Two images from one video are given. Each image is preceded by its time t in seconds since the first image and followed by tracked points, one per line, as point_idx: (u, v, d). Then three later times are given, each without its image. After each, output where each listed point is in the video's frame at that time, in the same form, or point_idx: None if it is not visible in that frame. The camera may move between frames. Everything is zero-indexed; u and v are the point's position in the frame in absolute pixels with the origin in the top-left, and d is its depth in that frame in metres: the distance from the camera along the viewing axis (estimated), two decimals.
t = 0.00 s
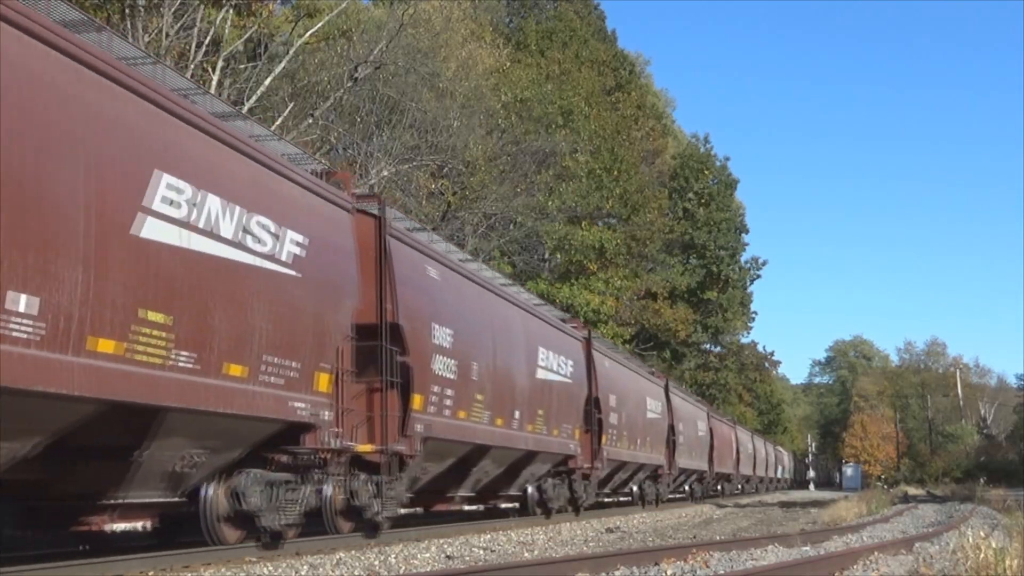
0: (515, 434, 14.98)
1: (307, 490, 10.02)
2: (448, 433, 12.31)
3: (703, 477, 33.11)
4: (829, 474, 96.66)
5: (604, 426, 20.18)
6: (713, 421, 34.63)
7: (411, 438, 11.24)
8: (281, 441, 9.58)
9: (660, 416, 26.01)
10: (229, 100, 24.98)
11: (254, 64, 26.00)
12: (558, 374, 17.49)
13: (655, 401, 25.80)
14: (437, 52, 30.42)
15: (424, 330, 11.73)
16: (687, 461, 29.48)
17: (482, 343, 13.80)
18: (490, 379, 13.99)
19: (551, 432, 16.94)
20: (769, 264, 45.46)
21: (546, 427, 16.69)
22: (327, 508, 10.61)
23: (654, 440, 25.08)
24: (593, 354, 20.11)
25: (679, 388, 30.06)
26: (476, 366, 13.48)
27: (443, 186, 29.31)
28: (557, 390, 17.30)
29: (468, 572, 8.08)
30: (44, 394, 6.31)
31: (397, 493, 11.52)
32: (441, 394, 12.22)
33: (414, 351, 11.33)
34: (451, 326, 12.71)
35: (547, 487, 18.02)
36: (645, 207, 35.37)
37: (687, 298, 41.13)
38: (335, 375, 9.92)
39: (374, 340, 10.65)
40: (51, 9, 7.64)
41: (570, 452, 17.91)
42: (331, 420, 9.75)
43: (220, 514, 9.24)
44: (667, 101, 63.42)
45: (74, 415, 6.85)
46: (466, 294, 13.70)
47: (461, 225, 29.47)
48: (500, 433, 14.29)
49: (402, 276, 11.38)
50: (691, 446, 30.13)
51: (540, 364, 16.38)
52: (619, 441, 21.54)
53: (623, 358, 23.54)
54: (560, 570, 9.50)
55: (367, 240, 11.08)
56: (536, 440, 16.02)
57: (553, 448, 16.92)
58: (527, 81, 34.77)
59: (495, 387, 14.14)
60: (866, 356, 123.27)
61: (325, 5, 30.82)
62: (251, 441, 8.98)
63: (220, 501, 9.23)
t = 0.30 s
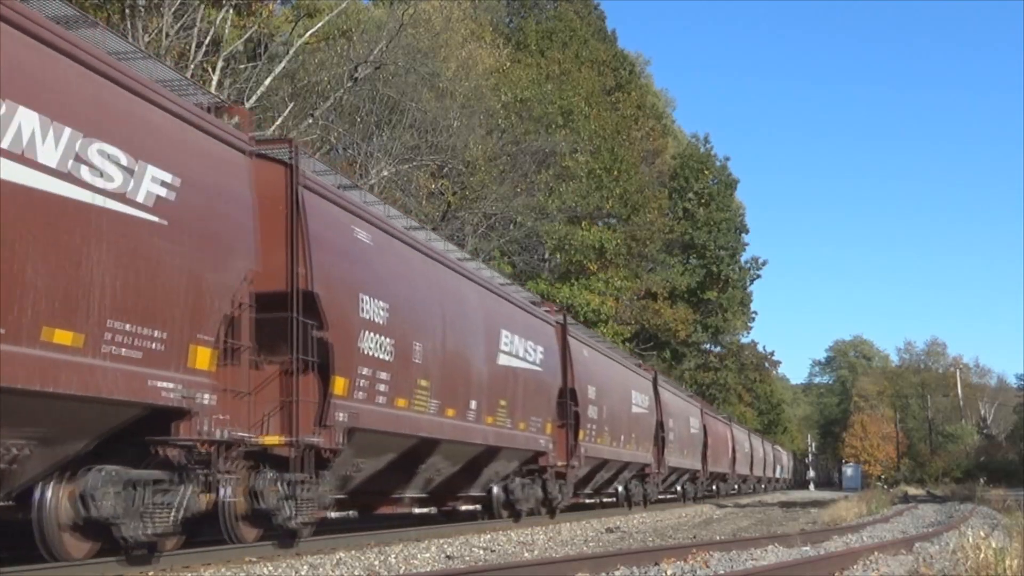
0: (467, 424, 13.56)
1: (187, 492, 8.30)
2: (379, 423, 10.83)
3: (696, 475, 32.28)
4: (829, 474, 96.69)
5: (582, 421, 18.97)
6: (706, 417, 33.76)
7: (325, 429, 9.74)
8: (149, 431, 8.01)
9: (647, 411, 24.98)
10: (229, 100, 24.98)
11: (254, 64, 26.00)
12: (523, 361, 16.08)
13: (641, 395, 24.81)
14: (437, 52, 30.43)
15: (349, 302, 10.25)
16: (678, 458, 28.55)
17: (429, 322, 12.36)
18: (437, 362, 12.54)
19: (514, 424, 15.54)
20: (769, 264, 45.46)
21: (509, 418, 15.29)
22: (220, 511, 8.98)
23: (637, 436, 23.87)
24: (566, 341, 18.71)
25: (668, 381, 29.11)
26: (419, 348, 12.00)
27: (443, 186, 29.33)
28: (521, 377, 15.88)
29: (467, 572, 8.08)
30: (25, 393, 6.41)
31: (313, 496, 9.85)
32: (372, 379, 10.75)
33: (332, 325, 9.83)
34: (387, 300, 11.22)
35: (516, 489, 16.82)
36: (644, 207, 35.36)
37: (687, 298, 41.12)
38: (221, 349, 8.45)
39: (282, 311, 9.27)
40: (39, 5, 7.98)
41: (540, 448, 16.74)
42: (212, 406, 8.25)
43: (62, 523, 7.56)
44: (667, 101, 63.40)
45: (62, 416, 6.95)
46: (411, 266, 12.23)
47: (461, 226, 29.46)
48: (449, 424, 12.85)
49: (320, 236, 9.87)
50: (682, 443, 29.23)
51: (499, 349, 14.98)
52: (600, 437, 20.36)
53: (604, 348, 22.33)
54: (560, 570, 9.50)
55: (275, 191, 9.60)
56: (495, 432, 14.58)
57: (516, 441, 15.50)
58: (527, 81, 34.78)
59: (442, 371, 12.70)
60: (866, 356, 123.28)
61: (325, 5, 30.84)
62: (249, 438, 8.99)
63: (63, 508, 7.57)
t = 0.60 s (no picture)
0: (408, 413, 11.84)
1: None
2: (283, 409, 9.15)
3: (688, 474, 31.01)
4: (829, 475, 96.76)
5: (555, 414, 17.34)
6: (699, 414, 32.53)
7: (208, 417, 8.06)
8: None
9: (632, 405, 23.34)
10: (230, 100, 24.97)
11: (254, 63, 26.00)
12: (481, 344, 14.35)
13: (627, 388, 23.19)
14: (437, 51, 30.42)
15: (242, 261, 8.60)
16: (668, 456, 27.00)
17: (359, 293, 10.67)
18: (367, 340, 10.84)
19: (469, 414, 13.82)
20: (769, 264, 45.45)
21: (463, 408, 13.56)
22: (64, 516, 7.15)
23: (620, 431, 22.11)
24: (535, 325, 16.98)
25: (656, 373, 27.51)
26: (343, 323, 10.30)
27: (443, 186, 29.33)
28: (478, 361, 14.14)
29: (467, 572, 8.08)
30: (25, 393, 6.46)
31: (195, 499, 8.06)
32: (274, 357, 9.08)
33: (217, 286, 8.20)
34: (297, 263, 9.54)
35: (476, 490, 15.11)
36: (644, 207, 35.35)
37: (687, 298, 41.11)
38: (38, 314, 6.82)
39: (149, 270, 7.72)
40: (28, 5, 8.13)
41: (502, 443, 15.10)
42: (20, 383, 6.62)
43: None
44: (668, 101, 63.39)
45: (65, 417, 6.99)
46: (334, 227, 10.50)
47: (461, 226, 29.45)
48: (383, 413, 11.17)
49: (197, 177, 8.24)
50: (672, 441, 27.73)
51: (450, 329, 13.25)
52: (576, 433, 18.68)
53: (584, 336, 20.62)
54: (560, 570, 9.51)
55: (145, 120, 7.98)
56: (444, 423, 12.86)
57: (471, 433, 13.77)
58: (527, 81, 34.78)
59: (374, 351, 10.98)
60: (866, 356, 123.29)
61: (325, 5, 30.83)
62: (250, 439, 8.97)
63: None
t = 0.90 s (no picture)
0: (322, 399, 9.29)
1: None
2: (137, 395, 6.82)
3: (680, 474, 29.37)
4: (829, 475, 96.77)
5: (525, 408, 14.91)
6: (691, 410, 30.94)
7: (20, 397, 5.87)
8: None
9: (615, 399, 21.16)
10: (229, 100, 24.97)
11: (254, 63, 26.00)
12: (427, 322, 11.68)
13: (611, 380, 21.02)
14: (437, 52, 30.42)
15: (71, 200, 6.20)
16: (658, 455, 25.19)
17: (255, 249, 8.17)
18: (262, 308, 8.26)
19: (409, 403, 11.23)
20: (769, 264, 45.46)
21: (399, 396, 10.96)
22: None
23: (602, 426, 19.83)
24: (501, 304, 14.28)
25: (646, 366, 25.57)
26: (232, 284, 7.85)
27: (443, 186, 29.31)
28: (422, 341, 11.49)
29: (468, 573, 8.07)
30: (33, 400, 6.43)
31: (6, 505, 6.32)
32: (124, 322, 6.71)
33: (30, 225, 5.86)
34: (163, 203, 7.11)
35: (425, 492, 12.83)
36: (644, 207, 35.34)
37: (687, 298, 41.11)
38: None
39: None
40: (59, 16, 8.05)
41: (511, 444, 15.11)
42: None
43: None
44: (667, 101, 63.40)
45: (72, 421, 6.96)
46: (215, 159, 7.90)
47: (461, 225, 29.45)
48: (284, 398, 8.63)
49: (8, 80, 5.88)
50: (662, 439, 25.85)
51: (385, 301, 10.58)
52: (550, 427, 16.24)
53: (559, 319, 18.27)
54: (560, 570, 9.50)
55: None
56: (374, 413, 10.33)
57: (412, 426, 11.21)
58: (527, 81, 34.78)
59: (271, 321, 8.39)
60: (866, 356, 123.29)
61: (325, 5, 30.83)
62: (250, 439, 8.95)
63: None
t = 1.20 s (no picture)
0: (202, 378, 7.64)
1: None
2: None
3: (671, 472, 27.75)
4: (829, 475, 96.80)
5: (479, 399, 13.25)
6: (682, 406, 29.39)
7: None
8: None
9: (596, 391, 19.76)
10: (229, 100, 24.97)
11: (254, 63, 26.00)
12: (351, 292, 10.04)
13: (590, 370, 19.63)
14: (437, 52, 30.42)
15: None
16: (643, 453, 23.70)
17: (83, 180, 6.43)
18: (109, 261, 6.63)
19: (326, 386, 9.59)
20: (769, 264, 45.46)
21: (313, 376, 9.32)
22: None
23: (579, 420, 18.44)
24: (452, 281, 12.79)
25: (629, 357, 24.04)
26: (53, 225, 6.14)
27: (443, 186, 29.29)
28: (343, 314, 9.85)
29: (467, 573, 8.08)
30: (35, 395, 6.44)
31: None
32: None
33: None
34: None
35: (357, 495, 11.21)
36: (644, 208, 35.34)
37: (687, 298, 41.11)
38: None
39: None
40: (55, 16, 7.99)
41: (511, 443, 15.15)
42: None
43: None
44: (667, 101, 63.40)
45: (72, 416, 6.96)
46: (29, 65, 6.16)
47: (461, 225, 29.48)
48: (141, 377, 6.96)
49: None
50: (647, 434, 24.24)
51: (293, 263, 8.96)
52: (516, 421, 14.86)
53: (529, 303, 16.85)
54: (560, 570, 9.50)
55: None
56: (278, 398, 8.67)
57: (330, 414, 9.57)
58: (527, 81, 34.78)
59: (121, 277, 6.73)
60: (866, 356, 123.32)
61: (324, 5, 30.82)
62: (249, 439, 8.95)
63: None
